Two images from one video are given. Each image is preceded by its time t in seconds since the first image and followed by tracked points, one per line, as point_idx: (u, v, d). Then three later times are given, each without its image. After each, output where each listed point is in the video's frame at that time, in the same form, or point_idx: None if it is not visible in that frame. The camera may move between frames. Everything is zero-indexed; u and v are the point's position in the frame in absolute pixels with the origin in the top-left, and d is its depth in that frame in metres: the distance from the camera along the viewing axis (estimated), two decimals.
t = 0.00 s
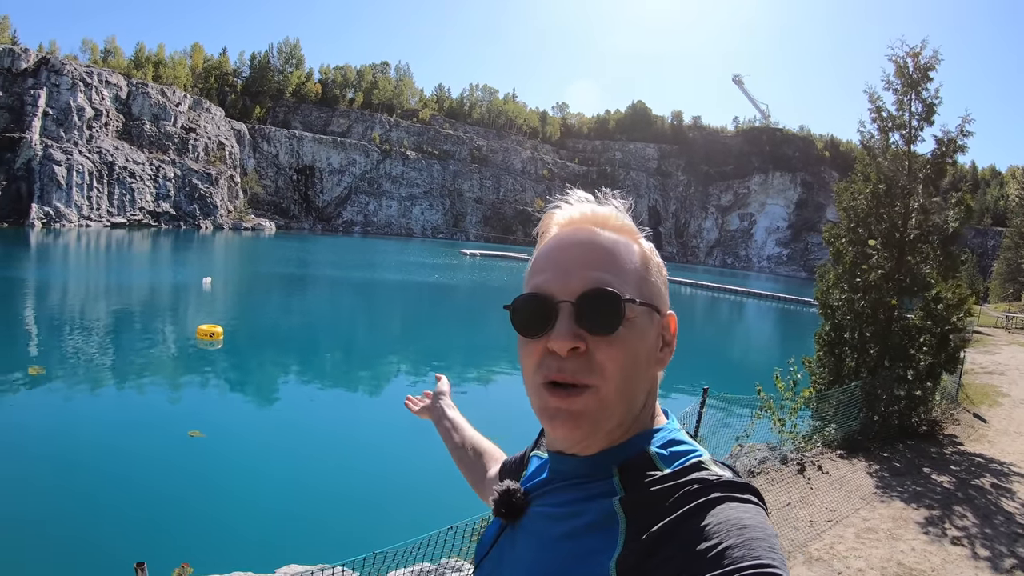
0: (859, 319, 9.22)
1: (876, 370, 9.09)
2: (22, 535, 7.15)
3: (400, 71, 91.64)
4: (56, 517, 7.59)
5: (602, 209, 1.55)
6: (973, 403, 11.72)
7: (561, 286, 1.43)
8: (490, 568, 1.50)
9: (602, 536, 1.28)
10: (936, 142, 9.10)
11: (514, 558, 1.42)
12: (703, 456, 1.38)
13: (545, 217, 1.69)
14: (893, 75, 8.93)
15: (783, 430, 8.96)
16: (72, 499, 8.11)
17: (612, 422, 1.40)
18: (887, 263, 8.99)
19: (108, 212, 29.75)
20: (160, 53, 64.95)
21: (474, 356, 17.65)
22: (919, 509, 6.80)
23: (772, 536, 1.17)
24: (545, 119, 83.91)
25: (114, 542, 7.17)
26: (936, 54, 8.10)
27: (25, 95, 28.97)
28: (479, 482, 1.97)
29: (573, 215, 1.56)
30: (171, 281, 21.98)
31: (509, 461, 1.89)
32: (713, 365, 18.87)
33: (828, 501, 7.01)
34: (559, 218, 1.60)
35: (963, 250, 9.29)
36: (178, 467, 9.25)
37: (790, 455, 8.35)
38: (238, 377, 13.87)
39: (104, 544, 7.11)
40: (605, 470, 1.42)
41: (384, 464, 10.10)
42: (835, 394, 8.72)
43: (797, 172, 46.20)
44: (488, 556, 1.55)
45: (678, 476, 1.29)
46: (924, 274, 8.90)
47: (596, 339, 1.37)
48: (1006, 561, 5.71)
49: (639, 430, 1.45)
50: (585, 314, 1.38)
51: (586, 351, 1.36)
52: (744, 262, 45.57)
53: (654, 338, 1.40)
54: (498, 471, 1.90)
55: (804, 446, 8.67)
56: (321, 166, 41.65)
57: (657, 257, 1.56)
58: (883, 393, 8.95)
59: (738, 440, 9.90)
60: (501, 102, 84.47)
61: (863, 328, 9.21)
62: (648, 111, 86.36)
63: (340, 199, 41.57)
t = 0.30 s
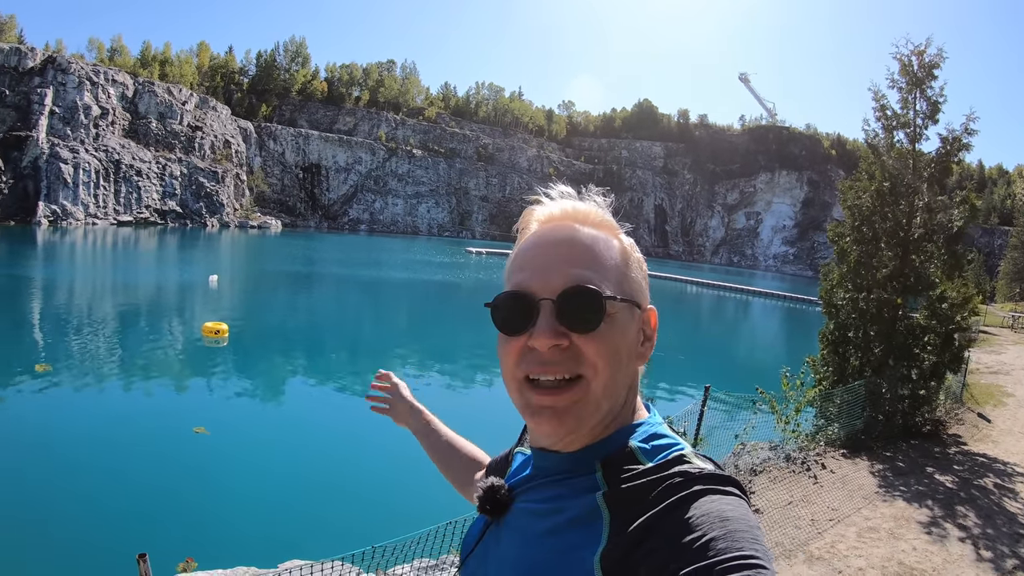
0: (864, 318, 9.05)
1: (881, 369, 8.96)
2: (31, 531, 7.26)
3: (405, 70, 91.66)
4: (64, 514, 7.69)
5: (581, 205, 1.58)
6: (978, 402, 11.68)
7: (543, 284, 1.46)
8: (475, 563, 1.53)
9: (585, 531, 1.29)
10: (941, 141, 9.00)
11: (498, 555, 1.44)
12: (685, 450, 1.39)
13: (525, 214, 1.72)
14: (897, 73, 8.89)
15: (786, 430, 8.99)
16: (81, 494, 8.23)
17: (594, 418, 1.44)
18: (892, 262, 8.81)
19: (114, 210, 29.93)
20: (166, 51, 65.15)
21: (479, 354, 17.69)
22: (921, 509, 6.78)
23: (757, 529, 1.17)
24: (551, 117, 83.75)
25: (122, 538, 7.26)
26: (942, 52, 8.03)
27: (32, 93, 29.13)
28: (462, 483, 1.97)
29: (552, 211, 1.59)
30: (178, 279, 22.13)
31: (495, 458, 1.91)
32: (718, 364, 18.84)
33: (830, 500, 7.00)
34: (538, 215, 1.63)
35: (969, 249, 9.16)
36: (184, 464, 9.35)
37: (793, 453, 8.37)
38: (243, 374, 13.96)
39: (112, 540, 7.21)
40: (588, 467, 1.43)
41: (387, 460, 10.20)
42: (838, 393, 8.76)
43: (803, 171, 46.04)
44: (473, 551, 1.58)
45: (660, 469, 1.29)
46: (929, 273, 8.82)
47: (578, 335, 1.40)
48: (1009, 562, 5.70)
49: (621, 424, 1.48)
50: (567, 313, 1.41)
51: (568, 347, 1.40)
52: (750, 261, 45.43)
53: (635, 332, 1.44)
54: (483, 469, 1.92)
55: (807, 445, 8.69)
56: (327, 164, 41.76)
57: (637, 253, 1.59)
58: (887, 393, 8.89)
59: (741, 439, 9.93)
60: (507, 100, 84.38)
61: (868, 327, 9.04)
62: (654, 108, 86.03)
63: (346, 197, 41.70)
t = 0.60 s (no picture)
0: (871, 323, 9.09)
1: (888, 374, 8.95)
2: (38, 528, 7.36)
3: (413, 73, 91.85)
4: (69, 512, 7.79)
5: (559, 207, 1.60)
6: (985, 408, 11.59)
7: (527, 289, 1.48)
8: (484, 566, 1.55)
9: (593, 531, 1.30)
10: (949, 145, 8.95)
11: (504, 558, 1.46)
12: (691, 447, 1.40)
13: (508, 222, 1.77)
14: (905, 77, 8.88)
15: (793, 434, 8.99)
16: (86, 492, 8.34)
17: (592, 416, 1.46)
18: (899, 267, 8.78)
19: (122, 211, 30.14)
20: (175, 53, 65.57)
21: (484, 357, 17.71)
22: (927, 515, 6.74)
23: (764, 524, 1.17)
24: (558, 120, 83.68)
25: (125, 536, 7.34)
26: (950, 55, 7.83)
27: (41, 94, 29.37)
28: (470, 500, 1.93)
29: (533, 217, 1.62)
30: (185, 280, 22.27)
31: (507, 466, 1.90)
32: (724, 369, 18.78)
33: (836, 505, 6.97)
34: (520, 222, 1.66)
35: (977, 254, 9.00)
36: (189, 463, 9.46)
37: (799, 458, 8.34)
38: (249, 375, 14.06)
39: (117, 537, 7.30)
40: (593, 466, 1.45)
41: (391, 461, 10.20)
42: (845, 399, 8.75)
43: (811, 176, 45.89)
44: (481, 553, 1.60)
45: (666, 466, 1.30)
46: (936, 278, 8.75)
47: (567, 336, 1.42)
48: (1015, 569, 5.66)
49: (622, 423, 1.50)
50: (552, 314, 1.43)
51: (557, 348, 1.41)
52: (757, 266, 45.28)
53: (626, 326, 1.45)
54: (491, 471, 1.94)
55: (813, 450, 8.66)
56: (334, 166, 41.90)
57: (622, 246, 1.61)
58: (893, 397, 8.86)
59: (746, 444, 9.90)
60: (514, 103, 84.40)
61: (875, 332, 9.06)
62: (661, 112, 85.87)
63: (353, 200, 41.83)
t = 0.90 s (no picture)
0: (873, 328, 9.03)
1: (890, 378, 8.91)
2: (38, 525, 7.39)
3: (416, 75, 91.93)
4: (69, 510, 7.81)
5: (537, 212, 1.62)
6: (987, 413, 11.55)
7: (509, 297, 1.47)
8: (483, 571, 1.52)
9: (596, 539, 1.28)
10: (952, 150, 8.89)
11: (505, 563, 1.44)
12: (692, 450, 1.38)
13: (484, 231, 1.78)
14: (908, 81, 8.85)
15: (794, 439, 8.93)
16: (87, 490, 8.36)
17: (587, 421, 1.43)
18: (902, 272, 8.74)
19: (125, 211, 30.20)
20: (179, 54, 65.69)
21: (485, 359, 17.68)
22: (929, 520, 6.70)
23: (769, 529, 1.16)
24: (561, 124, 83.67)
25: (124, 535, 7.34)
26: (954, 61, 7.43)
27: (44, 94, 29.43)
28: (457, 474, 2.01)
29: (510, 223, 1.62)
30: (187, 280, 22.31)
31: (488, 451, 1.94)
32: (725, 373, 18.76)
33: (837, 510, 6.94)
34: (495, 230, 1.67)
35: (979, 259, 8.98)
36: (189, 463, 9.47)
37: (800, 463, 8.29)
38: (251, 376, 14.07)
39: (116, 536, 7.30)
40: (593, 472, 1.43)
41: (391, 463, 10.20)
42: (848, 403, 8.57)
43: (813, 180, 45.83)
44: (480, 558, 1.58)
45: (668, 471, 1.28)
46: (939, 284, 8.71)
47: (554, 344, 1.40)
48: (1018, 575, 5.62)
49: (617, 428, 1.48)
50: (537, 321, 1.42)
51: (545, 357, 1.39)
52: (759, 270, 45.19)
53: (614, 326, 1.43)
54: (488, 471, 1.92)
55: (815, 455, 8.60)
56: (337, 168, 41.91)
57: (601, 245, 1.61)
58: (894, 402, 8.83)
59: (748, 448, 9.86)
60: (517, 106, 84.45)
61: (878, 336, 9.00)
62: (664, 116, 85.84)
63: (355, 201, 41.82)
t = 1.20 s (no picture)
0: (875, 330, 8.97)
1: (891, 381, 8.87)
2: (39, 523, 7.40)
3: (419, 76, 91.90)
4: (71, 508, 7.82)
5: (538, 217, 1.61)
6: (989, 416, 11.52)
7: (507, 304, 1.47)
8: (481, 572, 1.52)
9: (594, 538, 1.28)
10: (955, 152, 8.88)
11: (504, 566, 1.42)
12: (689, 455, 1.38)
13: (485, 235, 1.77)
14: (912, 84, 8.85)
15: (796, 441, 8.90)
16: (88, 489, 8.38)
17: (586, 427, 1.43)
18: (904, 274, 8.69)
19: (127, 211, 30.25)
20: (181, 54, 65.75)
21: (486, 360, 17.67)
22: (932, 524, 6.67)
23: (764, 535, 1.16)
24: (563, 126, 83.67)
25: (125, 535, 7.33)
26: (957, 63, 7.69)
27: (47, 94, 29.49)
28: (465, 487, 2.00)
29: (510, 227, 1.61)
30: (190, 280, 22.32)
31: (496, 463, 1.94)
32: (727, 375, 18.72)
33: (838, 513, 6.92)
34: (497, 235, 1.66)
35: (981, 261, 8.95)
36: (190, 462, 9.50)
37: (801, 465, 8.26)
38: (252, 376, 14.09)
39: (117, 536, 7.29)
40: (591, 475, 1.43)
41: (392, 464, 10.19)
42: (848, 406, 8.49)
43: (815, 182, 45.75)
44: (478, 561, 1.57)
45: (663, 475, 1.28)
46: (941, 286, 8.67)
47: (553, 350, 1.40)
48: None
49: (617, 432, 1.47)
50: (534, 326, 1.41)
51: (543, 362, 1.39)
52: (761, 272, 45.14)
53: (614, 331, 1.42)
54: (490, 473, 1.92)
55: (815, 457, 8.57)
56: (339, 169, 41.95)
57: (602, 250, 1.61)
58: (895, 404, 8.79)
59: (749, 450, 9.84)
60: (519, 108, 84.54)
61: (879, 339, 8.95)
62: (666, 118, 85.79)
63: (358, 202, 41.84)
